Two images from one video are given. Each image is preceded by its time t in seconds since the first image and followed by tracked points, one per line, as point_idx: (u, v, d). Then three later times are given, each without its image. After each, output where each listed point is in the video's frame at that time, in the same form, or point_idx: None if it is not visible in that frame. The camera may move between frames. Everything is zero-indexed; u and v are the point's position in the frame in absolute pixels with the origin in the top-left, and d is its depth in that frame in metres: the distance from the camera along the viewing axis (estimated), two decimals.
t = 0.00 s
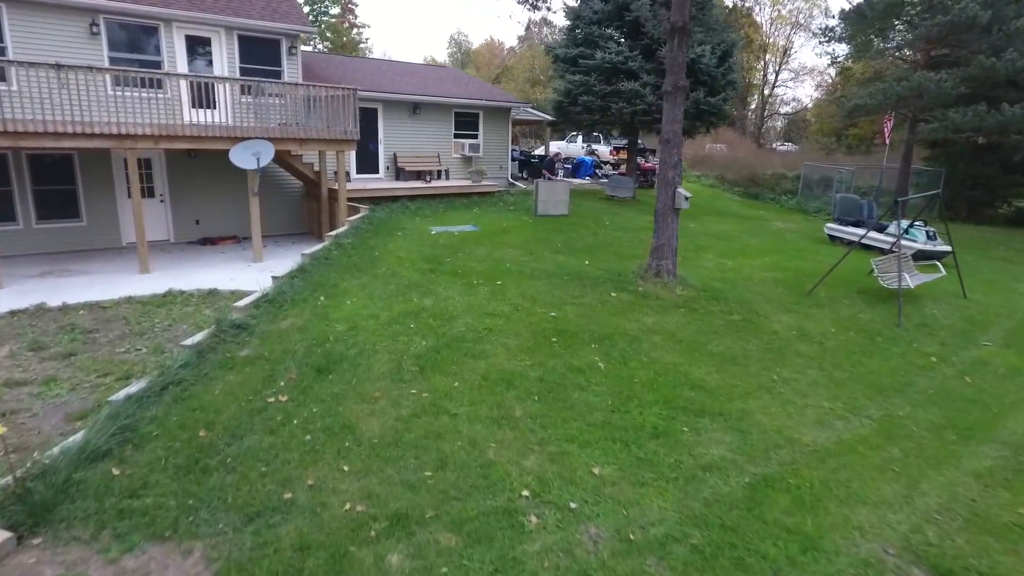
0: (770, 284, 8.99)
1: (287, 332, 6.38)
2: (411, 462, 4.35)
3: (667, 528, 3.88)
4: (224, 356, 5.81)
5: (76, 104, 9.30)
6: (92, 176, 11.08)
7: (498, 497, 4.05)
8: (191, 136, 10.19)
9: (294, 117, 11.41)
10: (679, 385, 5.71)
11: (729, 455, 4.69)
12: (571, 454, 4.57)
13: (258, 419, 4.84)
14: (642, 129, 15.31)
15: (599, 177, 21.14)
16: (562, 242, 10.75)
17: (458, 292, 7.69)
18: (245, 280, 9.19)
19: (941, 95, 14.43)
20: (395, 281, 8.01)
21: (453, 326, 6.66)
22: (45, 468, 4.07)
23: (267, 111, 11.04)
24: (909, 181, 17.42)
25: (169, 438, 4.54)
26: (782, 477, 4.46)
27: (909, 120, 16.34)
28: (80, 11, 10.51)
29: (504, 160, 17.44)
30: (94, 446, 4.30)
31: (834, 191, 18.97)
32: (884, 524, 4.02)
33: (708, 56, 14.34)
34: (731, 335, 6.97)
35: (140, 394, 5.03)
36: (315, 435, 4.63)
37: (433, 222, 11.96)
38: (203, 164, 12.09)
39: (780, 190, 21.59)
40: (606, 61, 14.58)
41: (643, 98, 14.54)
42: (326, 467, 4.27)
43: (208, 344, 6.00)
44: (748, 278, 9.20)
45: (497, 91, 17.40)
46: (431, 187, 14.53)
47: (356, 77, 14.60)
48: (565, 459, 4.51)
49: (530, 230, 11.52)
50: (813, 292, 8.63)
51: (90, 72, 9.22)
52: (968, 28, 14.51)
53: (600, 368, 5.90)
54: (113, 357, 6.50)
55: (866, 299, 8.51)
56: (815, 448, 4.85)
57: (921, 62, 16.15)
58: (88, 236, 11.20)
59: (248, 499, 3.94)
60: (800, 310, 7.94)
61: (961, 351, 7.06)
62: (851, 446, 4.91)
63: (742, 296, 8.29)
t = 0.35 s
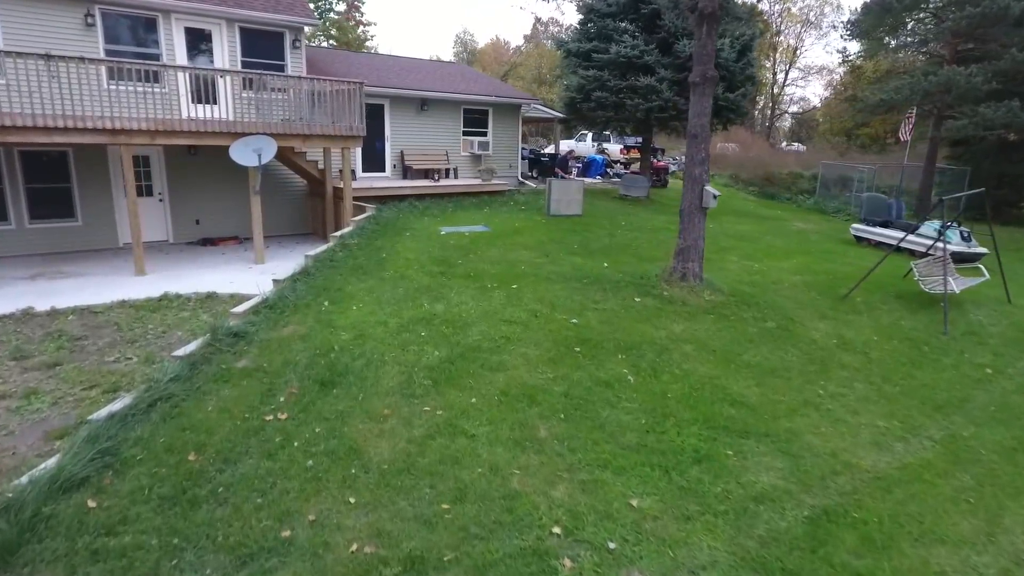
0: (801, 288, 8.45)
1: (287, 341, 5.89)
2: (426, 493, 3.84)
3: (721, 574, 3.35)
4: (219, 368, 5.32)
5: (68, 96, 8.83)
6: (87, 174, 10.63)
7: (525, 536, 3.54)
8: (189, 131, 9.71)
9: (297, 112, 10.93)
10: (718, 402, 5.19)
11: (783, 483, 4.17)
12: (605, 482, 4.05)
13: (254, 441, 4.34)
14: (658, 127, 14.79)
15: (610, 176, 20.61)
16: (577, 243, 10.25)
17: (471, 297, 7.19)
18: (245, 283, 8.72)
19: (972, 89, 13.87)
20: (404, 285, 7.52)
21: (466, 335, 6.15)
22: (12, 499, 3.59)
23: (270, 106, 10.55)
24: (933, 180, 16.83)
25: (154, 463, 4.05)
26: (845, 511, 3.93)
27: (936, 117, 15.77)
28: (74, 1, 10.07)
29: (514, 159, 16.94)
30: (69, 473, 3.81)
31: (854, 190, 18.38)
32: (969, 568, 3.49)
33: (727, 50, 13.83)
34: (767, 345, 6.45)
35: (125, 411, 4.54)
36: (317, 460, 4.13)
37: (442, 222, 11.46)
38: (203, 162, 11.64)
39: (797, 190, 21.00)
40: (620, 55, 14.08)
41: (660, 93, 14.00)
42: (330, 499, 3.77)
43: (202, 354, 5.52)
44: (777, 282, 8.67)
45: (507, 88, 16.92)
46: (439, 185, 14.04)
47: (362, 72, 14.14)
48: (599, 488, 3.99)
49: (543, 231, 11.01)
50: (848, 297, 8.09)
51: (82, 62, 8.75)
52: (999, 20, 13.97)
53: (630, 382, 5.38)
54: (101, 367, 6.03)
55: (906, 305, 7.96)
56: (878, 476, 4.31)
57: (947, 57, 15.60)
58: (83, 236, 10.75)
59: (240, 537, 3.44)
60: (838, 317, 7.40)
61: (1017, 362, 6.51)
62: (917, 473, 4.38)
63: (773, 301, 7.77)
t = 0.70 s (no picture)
0: (835, 292, 7.97)
1: (290, 351, 5.46)
2: (444, 528, 3.39)
3: None
4: (215, 380, 4.89)
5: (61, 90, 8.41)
6: (84, 171, 10.23)
7: None
8: (189, 126, 9.29)
9: (302, 107, 10.51)
10: (760, 420, 4.72)
11: (846, 517, 3.69)
12: (646, 515, 3.59)
13: (251, 466, 3.90)
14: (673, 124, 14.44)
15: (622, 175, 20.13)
16: (594, 244, 9.79)
17: (486, 302, 6.75)
18: (247, 286, 8.31)
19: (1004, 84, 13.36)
20: (414, 288, 7.08)
21: (483, 343, 5.71)
22: None
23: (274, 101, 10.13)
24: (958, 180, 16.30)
25: (139, 491, 3.62)
26: (920, 551, 3.45)
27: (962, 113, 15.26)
28: None
29: (525, 157, 16.50)
30: (43, 504, 3.38)
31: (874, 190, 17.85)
32: None
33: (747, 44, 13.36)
34: (807, 355, 5.97)
35: (110, 429, 4.11)
36: (321, 489, 3.69)
37: (453, 222, 11.01)
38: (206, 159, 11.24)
39: (813, 190, 20.47)
40: (635, 50, 13.64)
41: (677, 89, 13.54)
42: (335, 536, 3.31)
43: (198, 365, 5.09)
44: (809, 286, 8.18)
45: (517, 84, 16.48)
46: (449, 184, 13.60)
47: (369, 68, 13.72)
48: (639, 523, 3.53)
49: (558, 231, 10.56)
50: (886, 302, 7.61)
51: (75, 54, 8.32)
52: None
53: (664, 397, 4.92)
54: (90, 377, 5.61)
55: (949, 311, 7.46)
56: (950, 507, 3.84)
57: (975, 52, 15.10)
58: (80, 237, 10.36)
59: None
60: (878, 324, 6.91)
61: None
62: (993, 503, 3.89)
63: (807, 306, 7.29)
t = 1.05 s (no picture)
0: (866, 297, 7.55)
1: (291, 363, 5.07)
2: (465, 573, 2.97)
3: None
4: (209, 397, 4.50)
5: (52, 83, 8.02)
6: (78, 170, 9.85)
7: None
8: (186, 123, 8.90)
9: (306, 103, 10.13)
10: (805, 441, 4.30)
11: (915, 556, 3.27)
12: (692, 555, 3.17)
13: (246, 497, 3.49)
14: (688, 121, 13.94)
15: (631, 175, 19.71)
16: (609, 246, 9.38)
17: (500, 308, 6.34)
18: (247, 290, 7.92)
19: None
20: (423, 294, 6.68)
21: (498, 354, 5.30)
22: None
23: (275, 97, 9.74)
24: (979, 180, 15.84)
25: (119, 528, 3.21)
26: None
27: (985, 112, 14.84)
28: None
29: (533, 156, 16.10)
30: (8, 544, 2.97)
31: (891, 190, 17.39)
32: None
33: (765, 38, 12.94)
34: (845, 366, 5.56)
35: (90, 454, 3.71)
36: (324, 524, 3.28)
37: (461, 224, 10.61)
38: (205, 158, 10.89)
39: (827, 190, 20.04)
40: (648, 45, 13.23)
41: (691, 85, 13.13)
42: None
43: (191, 379, 4.69)
44: (838, 291, 7.76)
45: (525, 81, 16.09)
46: (456, 184, 13.21)
47: (374, 64, 13.32)
48: (684, 564, 3.11)
49: (570, 233, 10.16)
50: (922, 308, 7.18)
51: (68, 45, 7.93)
52: None
53: (698, 414, 4.52)
54: (75, 391, 5.21)
55: (990, 318, 7.02)
56: None
57: (998, 48, 14.69)
58: (74, 238, 9.97)
59: None
60: (918, 333, 6.48)
61: None
62: None
63: (839, 313, 6.87)
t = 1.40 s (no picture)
0: (892, 303, 7.18)
1: (287, 378, 4.70)
2: None
3: None
4: (196, 416, 4.14)
5: (38, 79, 7.65)
6: (68, 171, 9.49)
7: None
8: (179, 120, 8.53)
9: (304, 101, 9.77)
10: (848, 465, 3.93)
11: None
12: None
13: (234, 534, 3.12)
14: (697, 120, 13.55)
15: (637, 175, 19.34)
16: (620, 249, 9.01)
17: (509, 316, 5.98)
18: (242, 296, 7.56)
19: None
20: (428, 301, 6.31)
21: (510, 367, 4.94)
22: None
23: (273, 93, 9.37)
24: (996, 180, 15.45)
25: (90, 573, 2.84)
26: None
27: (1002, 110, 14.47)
28: None
29: (537, 155, 15.73)
30: None
31: (903, 190, 17.01)
32: None
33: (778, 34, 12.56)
34: (880, 379, 5.19)
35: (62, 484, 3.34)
36: (321, 567, 2.91)
37: (465, 225, 10.24)
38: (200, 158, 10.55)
39: (837, 190, 19.65)
40: (657, 41, 12.86)
41: (701, 83, 12.75)
42: None
43: (178, 396, 4.33)
44: (863, 296, 7.38)
45: (529, 79, 15.73)
46: (459, 184, 12.84)
47: (374, 60, 12.94)
48: None
49: (579, 235, 9.79)
50: (954, 315, 6.81)
51: (54, 38, 7.57)
52: None
53: (730, 434, 4.15)
54: (55, 407, 4.84)
55: None
56: None
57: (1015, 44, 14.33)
58: (63, 241, 9.59)
59: None
60: (953, 342, 6.10)
61: None
62: None
63: (867, 320, 6.50)
